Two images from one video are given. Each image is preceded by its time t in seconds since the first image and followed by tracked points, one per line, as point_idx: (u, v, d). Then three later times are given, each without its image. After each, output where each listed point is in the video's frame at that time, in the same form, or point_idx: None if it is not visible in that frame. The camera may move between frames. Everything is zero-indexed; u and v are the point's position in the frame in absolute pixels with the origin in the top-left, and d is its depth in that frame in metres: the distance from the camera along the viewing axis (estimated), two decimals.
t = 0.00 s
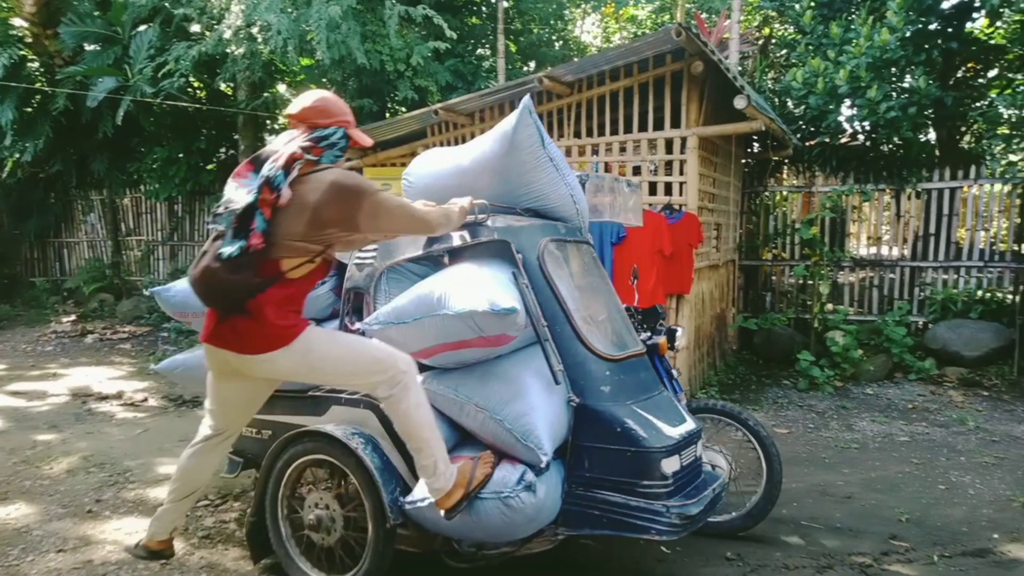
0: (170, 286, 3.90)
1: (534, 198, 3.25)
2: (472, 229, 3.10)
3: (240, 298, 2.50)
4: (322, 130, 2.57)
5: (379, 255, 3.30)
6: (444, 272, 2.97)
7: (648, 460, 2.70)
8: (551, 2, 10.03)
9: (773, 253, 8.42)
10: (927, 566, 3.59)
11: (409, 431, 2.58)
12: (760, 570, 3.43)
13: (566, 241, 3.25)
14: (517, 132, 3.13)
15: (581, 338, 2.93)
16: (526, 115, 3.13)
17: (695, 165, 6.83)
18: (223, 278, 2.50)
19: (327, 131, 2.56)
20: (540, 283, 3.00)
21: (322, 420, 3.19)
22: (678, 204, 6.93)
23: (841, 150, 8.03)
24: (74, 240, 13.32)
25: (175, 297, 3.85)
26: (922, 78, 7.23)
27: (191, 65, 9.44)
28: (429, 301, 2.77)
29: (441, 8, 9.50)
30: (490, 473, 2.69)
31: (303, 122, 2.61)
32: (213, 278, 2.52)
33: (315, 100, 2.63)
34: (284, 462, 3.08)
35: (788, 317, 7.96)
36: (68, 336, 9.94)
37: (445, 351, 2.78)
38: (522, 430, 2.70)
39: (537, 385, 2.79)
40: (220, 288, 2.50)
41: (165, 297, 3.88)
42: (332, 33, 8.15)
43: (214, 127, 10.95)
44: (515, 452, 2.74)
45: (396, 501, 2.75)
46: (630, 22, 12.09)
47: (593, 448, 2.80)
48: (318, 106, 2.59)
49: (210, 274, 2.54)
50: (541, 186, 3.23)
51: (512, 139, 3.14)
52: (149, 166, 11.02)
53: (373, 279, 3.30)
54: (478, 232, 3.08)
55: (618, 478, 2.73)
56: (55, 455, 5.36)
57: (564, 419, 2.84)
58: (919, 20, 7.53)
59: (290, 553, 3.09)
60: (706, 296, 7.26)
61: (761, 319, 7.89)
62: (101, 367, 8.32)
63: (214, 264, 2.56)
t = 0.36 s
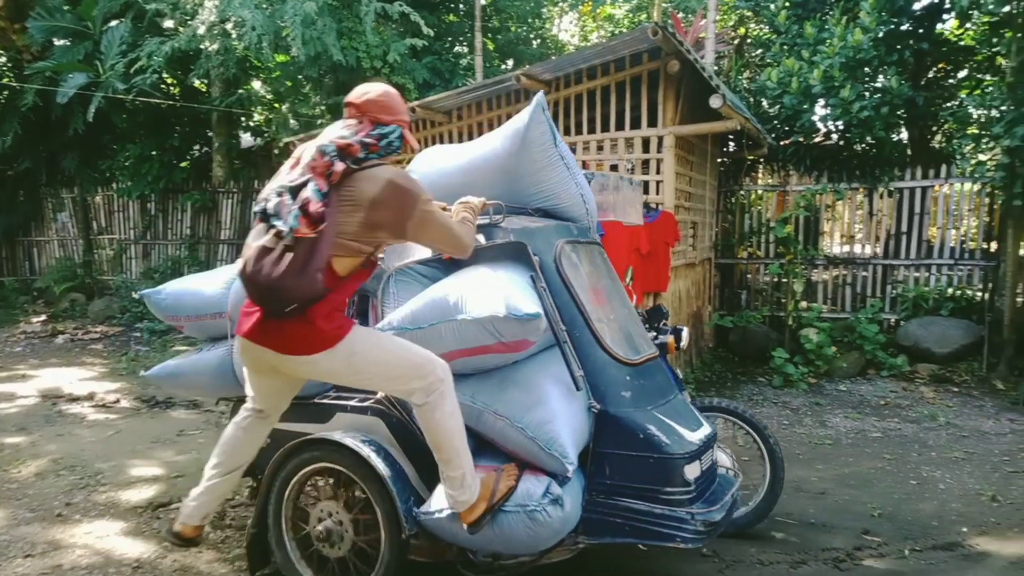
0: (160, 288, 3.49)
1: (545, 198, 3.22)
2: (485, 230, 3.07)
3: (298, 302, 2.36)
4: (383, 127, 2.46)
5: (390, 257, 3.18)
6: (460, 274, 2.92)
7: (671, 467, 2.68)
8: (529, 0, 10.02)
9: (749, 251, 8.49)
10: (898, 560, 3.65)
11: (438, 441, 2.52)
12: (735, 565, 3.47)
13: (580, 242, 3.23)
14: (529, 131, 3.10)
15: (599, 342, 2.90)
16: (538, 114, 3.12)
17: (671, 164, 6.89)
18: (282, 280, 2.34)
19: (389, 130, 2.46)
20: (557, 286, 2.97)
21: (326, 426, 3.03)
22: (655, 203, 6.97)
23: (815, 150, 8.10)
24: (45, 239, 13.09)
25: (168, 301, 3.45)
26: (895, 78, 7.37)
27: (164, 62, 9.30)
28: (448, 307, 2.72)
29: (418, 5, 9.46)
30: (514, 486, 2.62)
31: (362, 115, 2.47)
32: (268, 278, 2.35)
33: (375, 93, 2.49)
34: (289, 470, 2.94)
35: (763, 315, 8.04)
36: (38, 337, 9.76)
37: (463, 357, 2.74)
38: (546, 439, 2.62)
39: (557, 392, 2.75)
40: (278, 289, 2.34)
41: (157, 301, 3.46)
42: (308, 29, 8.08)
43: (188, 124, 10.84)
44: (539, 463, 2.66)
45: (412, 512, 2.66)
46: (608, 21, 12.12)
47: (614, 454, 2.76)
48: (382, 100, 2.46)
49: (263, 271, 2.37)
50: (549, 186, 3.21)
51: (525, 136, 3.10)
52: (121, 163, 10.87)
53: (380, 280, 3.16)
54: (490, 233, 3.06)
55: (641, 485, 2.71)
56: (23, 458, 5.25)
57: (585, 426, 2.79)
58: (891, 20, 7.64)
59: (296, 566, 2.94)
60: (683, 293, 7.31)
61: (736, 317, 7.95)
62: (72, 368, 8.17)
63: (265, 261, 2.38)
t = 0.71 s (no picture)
0: (154, 292, 3.46)
1: (551, 203, 3.27)
2: (495, 237, 3.12)
3: (334, 303, 2.31)
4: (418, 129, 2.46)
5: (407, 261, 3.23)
6: (470, 283, 2.93)
7: (684, 475, 2.74)
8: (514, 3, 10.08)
9: (730, 254, 8.58)
10: (878, 559, 3.74)
11: (457, 452, 2.53)
12: (715, 565, 3.55)
13: (589, 249, 3.29)
14: (537, 139, 3.14)
15: (612, 350, 2.95)
16: (546, 122, 3.15)
17: (654, 168, 6.99)
18: (321, 279, 2.28)
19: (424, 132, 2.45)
20: (570, 294, 3.00)
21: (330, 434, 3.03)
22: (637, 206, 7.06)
23: (795, 154, 8.28)
24: (25, 240, 12.98)
25: (163, 307, 3.43)
26: (874, 84, 7.52)
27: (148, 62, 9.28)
28: (462, 315, 2.76)
29: (404, 8, 9.50)
30: (529, 497, 2.66)
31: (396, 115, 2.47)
32: (305, 276, 2.28)
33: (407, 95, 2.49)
34: (297, 474, 2.94)
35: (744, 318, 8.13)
36: (19, 339, 9.67)
37: (476, 366, 2.77)
38: (561, 449, 2.65)
39: (570, 401, 2.77)
40: (316, 289, 2.28)
41: (151, 306, 3.44)
42: (293, 31, 8.10)
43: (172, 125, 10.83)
44: (554, 473, 2.71)
45: (422, 522, 2.70)
46: (591, 26, 12.20)
47: (626, 463, 2.81)
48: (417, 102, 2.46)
49: (299, 269, 2.29)
50: (557, 192, 3.25)
51: (533, 143, 3.14)
52: (103, 164, 10.81)
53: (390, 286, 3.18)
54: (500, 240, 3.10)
55: (654, 493, 2.76)
56: (3, 462, 5.23)
57: (599, 435, 2.83)
58: (870, 27, 7.79)
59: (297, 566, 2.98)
60: (665, 296, 7.40)
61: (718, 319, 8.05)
62: (53, 370, 8.11)
63: (302, 258, 2.30)
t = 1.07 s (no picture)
0: (130, 297, 3.18)
1: (559, 208, 2.99)
2: (505, 243, 2.84)
3: (358, 298, 2.05)
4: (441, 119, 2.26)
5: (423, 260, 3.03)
6: (481, 290, 2.72)
7: (705, 492, 2.65)
8: None
9: (703, 255, 8.45)
10: (847, 561, 3.62)
11: (475, 474, 2.31)
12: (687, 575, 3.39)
13: (599, 249, 3.08)
14: (546, 138, 2.87)
15: (628, 359, 2.78)
16: (555, 119, 2.88)
17: (627, 166, 6.88)
18: (344, 270, 2.03)
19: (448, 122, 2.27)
20: (582, 298, 2.81)
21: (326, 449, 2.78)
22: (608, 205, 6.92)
23: (768, 155, 8.28)
24: None
25: (139, 312, 3.14)
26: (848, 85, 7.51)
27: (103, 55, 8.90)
28: (476, 324, 2.56)
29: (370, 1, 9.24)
30: (547, 518, 2.47)
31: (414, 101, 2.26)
32: (327, 268, 2.03)
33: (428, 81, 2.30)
34: (292, 491, 2.70)
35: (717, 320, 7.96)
36: None
37: (489, 380, 2.57)
38: (581, 467, 2.46)
39: (590, 414, 2.59)
40: (338, 283, 2.03)
41: (128, 310, 3.16)
42: (254, 22, 7.82)
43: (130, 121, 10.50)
44: (573, 493, 2.52)
45: (431, 542, 2.52)
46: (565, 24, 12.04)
47: (646, 480, 2.68)
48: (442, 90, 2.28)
49: (320, 261, 2.04)
50: (570, 194, 2.99)
51: (542, 142, 2.87)
52: (57, 161, 10.40)
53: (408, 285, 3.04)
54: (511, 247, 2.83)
55: (673, 510, 2.66)
56: None
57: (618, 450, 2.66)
58: (842, 26, 7.77)
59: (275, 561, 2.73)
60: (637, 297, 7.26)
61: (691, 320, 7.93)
62: None
63: (324, 249, 2.05)
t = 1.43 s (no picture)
0: (117, 302, 3.12)
1: (567, 210, 3.01)
2: (519, 251, 2.87)
3: (376, 285, 2.07)
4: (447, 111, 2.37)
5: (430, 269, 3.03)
6: (493, 298, 2.74)
7: (719, 498, 2.71)
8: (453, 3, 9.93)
9: (670, 258, 8.57)
10: (811, 559, 3.72)
11: (487, 482, 2.37)
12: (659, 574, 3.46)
13: (610, 255, 3.16)
14: (556, 137, 2.93)
15: (641, 364, 2.86)
16: (564, 119, 2.98)
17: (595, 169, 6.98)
18: (362, 257, 2.05)
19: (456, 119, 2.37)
20: (596, 303, 2.88)
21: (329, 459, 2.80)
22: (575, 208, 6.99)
23: (733, 159, 8.47)
24: None
25: (126, 316, 3.09)
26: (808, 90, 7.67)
27: (64, 56, 8.75)
28: (496, 331, 2.57)
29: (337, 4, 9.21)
30: (564, 528, 2.52)
31: (425, 94, 2.36)
32: (345, 255, 2.05)
33: (437, 76, 2.38)
34: (297, 503, 2.69)
35: (682, 322, 8.09)
36: None
37: (506, 389, 2.58)
38: (600, 475, 2.48)
39: (604, 423, 2.61)
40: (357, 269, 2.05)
41: (115, 315, 3.10)
42: (220, 24, 7.76)
43: (92, 123, 10.33)
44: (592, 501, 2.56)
45: (444, 554, 2.54)
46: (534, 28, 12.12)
47: (659, 486, 2.75)
48: (448, 84, 2.38)
49: (337, 248, 2.06)
50: (578, 197, 3.02)
51: (553, 143, 2.91)
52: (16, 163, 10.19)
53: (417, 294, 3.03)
54: (524, 256, 2.86)
55: (687, 516, 2.72)
56: None
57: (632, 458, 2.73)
58: (804, 34, 7.96)
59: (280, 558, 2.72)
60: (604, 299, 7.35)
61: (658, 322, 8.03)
62: None
63: (341, 236, 2.07)
